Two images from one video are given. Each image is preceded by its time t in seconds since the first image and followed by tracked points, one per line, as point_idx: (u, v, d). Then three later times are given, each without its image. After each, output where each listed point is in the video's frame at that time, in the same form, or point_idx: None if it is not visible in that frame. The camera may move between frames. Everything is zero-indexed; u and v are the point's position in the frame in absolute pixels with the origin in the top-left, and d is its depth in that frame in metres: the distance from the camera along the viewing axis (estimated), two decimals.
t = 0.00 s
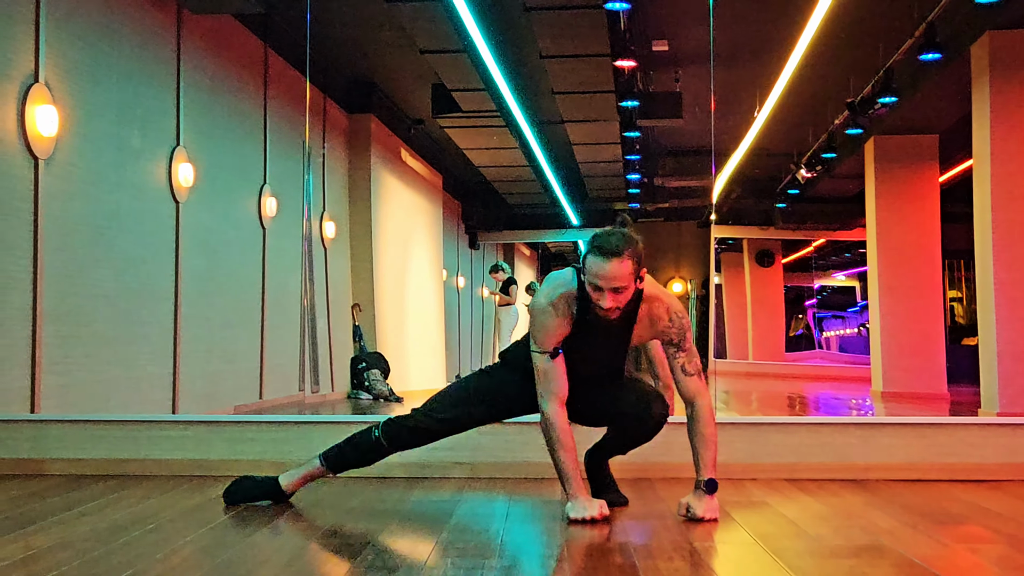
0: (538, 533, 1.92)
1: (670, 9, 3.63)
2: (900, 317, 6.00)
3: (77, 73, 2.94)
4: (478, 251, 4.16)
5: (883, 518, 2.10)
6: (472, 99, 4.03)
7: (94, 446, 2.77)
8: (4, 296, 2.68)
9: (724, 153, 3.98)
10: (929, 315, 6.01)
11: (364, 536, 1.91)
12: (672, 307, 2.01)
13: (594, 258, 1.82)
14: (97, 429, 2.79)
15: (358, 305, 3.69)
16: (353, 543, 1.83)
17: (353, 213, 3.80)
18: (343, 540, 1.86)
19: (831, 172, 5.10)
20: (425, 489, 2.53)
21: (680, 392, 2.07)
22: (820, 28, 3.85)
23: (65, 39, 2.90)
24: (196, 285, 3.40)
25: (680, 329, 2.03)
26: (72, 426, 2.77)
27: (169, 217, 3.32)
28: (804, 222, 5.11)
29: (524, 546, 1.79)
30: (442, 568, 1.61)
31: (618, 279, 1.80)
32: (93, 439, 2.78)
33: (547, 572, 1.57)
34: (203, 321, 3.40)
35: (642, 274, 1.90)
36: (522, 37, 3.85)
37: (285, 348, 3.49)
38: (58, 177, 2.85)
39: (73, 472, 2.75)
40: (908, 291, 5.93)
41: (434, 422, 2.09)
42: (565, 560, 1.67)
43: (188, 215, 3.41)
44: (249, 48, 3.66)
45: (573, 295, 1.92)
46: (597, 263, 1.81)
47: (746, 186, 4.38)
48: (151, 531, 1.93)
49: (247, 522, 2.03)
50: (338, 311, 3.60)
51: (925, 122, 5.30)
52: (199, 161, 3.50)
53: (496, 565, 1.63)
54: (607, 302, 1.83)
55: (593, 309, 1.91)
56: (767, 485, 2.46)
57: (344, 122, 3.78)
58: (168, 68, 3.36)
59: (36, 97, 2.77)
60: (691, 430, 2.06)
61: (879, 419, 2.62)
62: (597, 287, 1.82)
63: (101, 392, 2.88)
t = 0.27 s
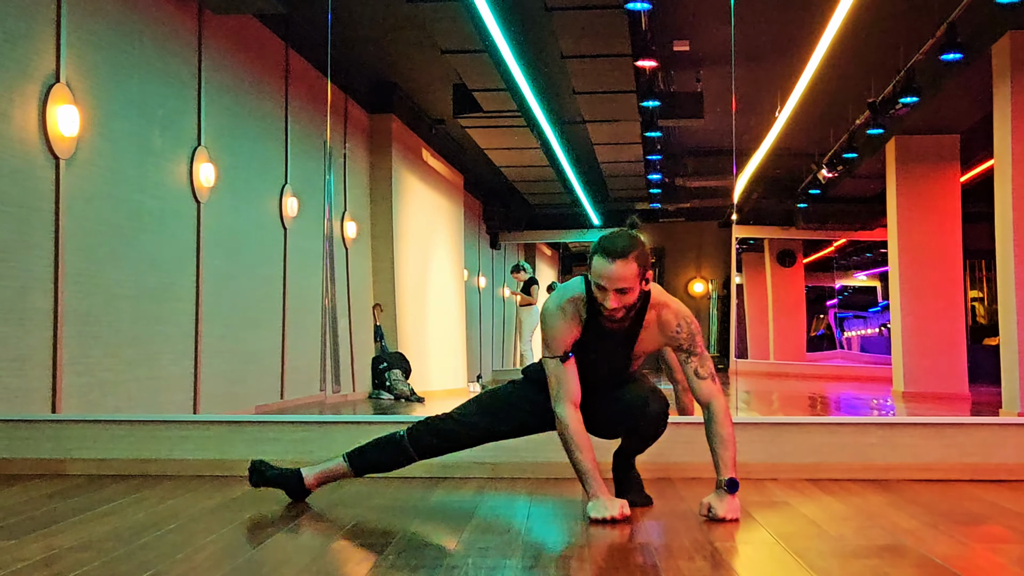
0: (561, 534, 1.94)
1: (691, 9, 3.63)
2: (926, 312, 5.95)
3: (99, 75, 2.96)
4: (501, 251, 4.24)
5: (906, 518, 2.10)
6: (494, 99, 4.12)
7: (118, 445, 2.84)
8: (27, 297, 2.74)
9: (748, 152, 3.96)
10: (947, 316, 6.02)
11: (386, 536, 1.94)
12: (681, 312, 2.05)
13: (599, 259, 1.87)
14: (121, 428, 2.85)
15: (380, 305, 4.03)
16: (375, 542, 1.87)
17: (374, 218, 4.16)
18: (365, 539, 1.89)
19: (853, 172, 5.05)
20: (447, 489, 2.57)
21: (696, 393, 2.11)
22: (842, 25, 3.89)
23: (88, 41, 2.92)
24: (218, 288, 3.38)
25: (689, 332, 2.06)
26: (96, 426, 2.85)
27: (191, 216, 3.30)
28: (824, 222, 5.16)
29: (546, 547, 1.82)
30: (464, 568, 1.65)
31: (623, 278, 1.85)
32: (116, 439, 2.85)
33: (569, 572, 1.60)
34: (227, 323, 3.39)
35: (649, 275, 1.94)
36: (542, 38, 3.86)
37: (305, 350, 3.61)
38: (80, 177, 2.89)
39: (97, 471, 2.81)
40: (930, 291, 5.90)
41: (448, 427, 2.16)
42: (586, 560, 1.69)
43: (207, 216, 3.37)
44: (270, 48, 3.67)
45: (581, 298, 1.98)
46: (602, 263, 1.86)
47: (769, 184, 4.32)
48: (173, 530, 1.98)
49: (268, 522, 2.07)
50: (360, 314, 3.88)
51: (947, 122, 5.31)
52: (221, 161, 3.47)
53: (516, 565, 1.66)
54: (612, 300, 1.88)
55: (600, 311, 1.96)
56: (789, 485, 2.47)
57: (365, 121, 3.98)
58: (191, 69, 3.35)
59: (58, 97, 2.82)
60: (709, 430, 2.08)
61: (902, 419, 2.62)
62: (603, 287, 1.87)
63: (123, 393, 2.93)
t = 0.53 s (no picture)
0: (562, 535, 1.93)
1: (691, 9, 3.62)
2: (927, 313, 5.95)
3: (99, 74, 2.96)
4: (500, 250, 4.28)
5: (906, 518, 2.10)
6: (494, 99, 4.14)
7: (118, 445, 2.78)
8: (26, 298, 2.71)
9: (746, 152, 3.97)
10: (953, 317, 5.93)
11: (386, 535, 1.94)
12: (676, 311, 2.05)
13: (588, 260, 1.87)
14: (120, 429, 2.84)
15: (380, 305, 4.02)
16: (376, 543, 1.86)
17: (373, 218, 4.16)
18: (365, 539, 1.89)
19: (853, 172, 5.14)
20: (447, 489, 2.57)
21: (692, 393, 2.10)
22: (842, 26, 3.85)
23: (88, 41, 2.93)
24: (217, 283, 3.44)
25: (685, 332, 2.05)
26: (94, 426, 2.78)
27: (191, 217, 3.34)
28: (823, 221, 5.22)
29: (547, 547, 1.82)
30: (464, 568, 1.64)
31: (612, 278, 1.85)
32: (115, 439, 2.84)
33: (570, 572, 1.59)
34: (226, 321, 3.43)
35: (637, 275, 1.94)
36: (542, 39, 3.83)
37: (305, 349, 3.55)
38: (78, 177, 2.87)
39: (97, 472, 2.75)
40: (929, 293, 5.92)
41: (448, 435, 2.16)
42: (586, 560, 1.69)
43: (208, 215, 3.42)
44: (269, 46, 3.65)
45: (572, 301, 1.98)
46: (591, 264, 1.86)
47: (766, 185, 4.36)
48: (173, 531, 1.98)
49: (269, 522, 2.07)
50: (360, 314, 3.85)
51: (948, 121, 5.28)
52: (221, 160, 3.50)
53: (517, 565, 1.66)
54: (603, 301, 1.88)
55: (592, 314, 1.96)
56: (789, 485, 2.47)
57: (365, 122, 4.04)
58: (190, 68, 3.36)
59: (58, 97, 2.78)
60: (706, 430, 2.08)
61: (902, 419, 2.62)
62: (594, 289, 1.87)
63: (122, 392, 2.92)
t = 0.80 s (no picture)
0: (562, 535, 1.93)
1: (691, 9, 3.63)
2: (929, 311, 5.92)
3: (99, 74, 2.96)
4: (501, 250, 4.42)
5: (905, 517, 2.10)
6: (493, 99, 4.34)
7: (117, 444, 2.82)
8: (27, 297, 2.75)
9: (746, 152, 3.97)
10: (954, 314, 5.94)
11: (386, 535, 1.93)
12: (673, 312, 2.05)
13: (587, 258, 1.87)
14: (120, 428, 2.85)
15: (380, 305, 3.90)
16: (375, 543, 1.86)
17: (374, 217, 3.99)
18: (365, 539, 1.89)
19: (852, 172, 5.09)
20: (447, 489, 2.57)
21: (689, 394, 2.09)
22: (843, 28, 3.84)
23: (88, 41, 2.93)
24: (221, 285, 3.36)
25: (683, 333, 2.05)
26: (93, 425, 2.83)
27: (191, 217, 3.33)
28: (824, 222, 5.16)
29: (548, 547, 1.81)
30: (464, 568, 1.64)
31: (610, 277, 1.85)
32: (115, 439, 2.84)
33: (570, 573, 1.59)
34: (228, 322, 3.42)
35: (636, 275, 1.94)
36: (541, 40, 3.86)
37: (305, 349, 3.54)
38: (78, 177, 2.87)
39: (97, 472, 2.81)
40: (932, 292, 5.88)
41: (447, 431, 2.17)
42: (587, 560, 1.69)
43: (210, 215, 3.34)
44: (269, 46, 3.60)
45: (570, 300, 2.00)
46: (591, 263, 1.86)
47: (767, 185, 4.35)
48: (173, 530, 1.98)
49: (269, 522, 2.07)
50: (361, 315, 3.80)
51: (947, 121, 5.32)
52: (223, 160, 3.42)
53: (517, 565, 1.66)
54: (600, 300, 1.88)
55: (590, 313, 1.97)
56: (789, 485, 2.47)
57: (366, 122, 3.92)
58: (191, 68, 3.31)
59: (58, 97, 2.82)
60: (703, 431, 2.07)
61: (902, 419, 2.62)
62: (591, 287, 1.87)
63: (122, 392, 2.93)
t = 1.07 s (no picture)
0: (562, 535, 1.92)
1: (691, 9, 3.63)
2: (927, 312, 5.94)
3: (100, 73, 2.96)
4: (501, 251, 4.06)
5: (905, 517, 2.10)
6: (494, 99, 4.16)
7: (117, 444, 2.76)
8: (26, 298, 2.70)
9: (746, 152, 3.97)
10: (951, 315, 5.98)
11: (386, 536, 1.93)
12: (674, 312, 2.06)
13: (595, 251, 1.89)
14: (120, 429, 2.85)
15: (380, 305, 3.96)
16: (375, 543, 1.86)
17: (374, 216, 4.10)
18: (365, 539, 1.89)
19: (852, 172, 5.07)
20: (447, 489, 2.57)
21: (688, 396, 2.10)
22: (842, 28, 3.87)
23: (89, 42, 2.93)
24: (217, 285, 3.46)
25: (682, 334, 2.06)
26: (94, 425, 2.77)
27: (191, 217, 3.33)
28: (824, 222, 5.13)
29: (547, 547, 1.81)
30: (463, 568, 1.64)
31: (616, 271, 1.86)
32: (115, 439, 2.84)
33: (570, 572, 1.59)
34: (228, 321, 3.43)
35: (641, 271, 1.95)
36: (541, 40, 3.87)
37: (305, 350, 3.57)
38: (78, 177, 2.88)
39: (97, 471, 2.73)
40: (929, 292, 5.90)
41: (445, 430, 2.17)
42: (587, 560, 1.69)
43: (207, 215, 3.45)
44: (269, 46, 3.67)
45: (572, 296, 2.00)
46: (597, 255, 1.87)
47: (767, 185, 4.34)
48: (174, 530, 1.98)
49: (269, 522, 2.07)
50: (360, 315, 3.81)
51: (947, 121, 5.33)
52: (221, 160, 3.53)
53: (517, 565, 1.66)
54: (605, 294, 1.88)
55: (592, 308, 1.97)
56: (789, 485, 2.47)
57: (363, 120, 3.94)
58: (191, 68, 3.37)
59: (58, 97, 2.78)
60: (702, 433, 2.07)
61: (902, 419, 2.62)
62: (597, 281, 1.88)
63: (122, 393, 2.93)
